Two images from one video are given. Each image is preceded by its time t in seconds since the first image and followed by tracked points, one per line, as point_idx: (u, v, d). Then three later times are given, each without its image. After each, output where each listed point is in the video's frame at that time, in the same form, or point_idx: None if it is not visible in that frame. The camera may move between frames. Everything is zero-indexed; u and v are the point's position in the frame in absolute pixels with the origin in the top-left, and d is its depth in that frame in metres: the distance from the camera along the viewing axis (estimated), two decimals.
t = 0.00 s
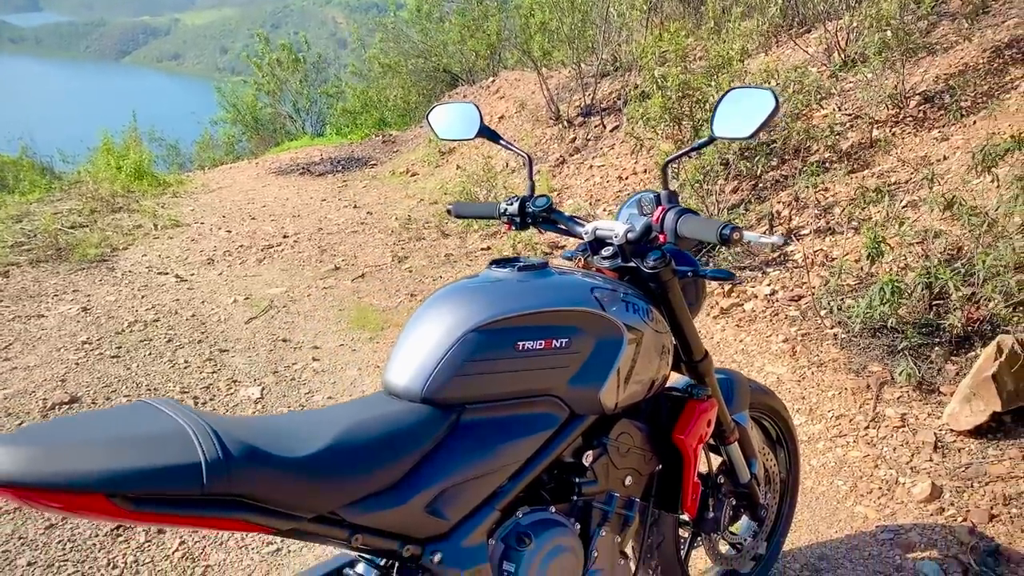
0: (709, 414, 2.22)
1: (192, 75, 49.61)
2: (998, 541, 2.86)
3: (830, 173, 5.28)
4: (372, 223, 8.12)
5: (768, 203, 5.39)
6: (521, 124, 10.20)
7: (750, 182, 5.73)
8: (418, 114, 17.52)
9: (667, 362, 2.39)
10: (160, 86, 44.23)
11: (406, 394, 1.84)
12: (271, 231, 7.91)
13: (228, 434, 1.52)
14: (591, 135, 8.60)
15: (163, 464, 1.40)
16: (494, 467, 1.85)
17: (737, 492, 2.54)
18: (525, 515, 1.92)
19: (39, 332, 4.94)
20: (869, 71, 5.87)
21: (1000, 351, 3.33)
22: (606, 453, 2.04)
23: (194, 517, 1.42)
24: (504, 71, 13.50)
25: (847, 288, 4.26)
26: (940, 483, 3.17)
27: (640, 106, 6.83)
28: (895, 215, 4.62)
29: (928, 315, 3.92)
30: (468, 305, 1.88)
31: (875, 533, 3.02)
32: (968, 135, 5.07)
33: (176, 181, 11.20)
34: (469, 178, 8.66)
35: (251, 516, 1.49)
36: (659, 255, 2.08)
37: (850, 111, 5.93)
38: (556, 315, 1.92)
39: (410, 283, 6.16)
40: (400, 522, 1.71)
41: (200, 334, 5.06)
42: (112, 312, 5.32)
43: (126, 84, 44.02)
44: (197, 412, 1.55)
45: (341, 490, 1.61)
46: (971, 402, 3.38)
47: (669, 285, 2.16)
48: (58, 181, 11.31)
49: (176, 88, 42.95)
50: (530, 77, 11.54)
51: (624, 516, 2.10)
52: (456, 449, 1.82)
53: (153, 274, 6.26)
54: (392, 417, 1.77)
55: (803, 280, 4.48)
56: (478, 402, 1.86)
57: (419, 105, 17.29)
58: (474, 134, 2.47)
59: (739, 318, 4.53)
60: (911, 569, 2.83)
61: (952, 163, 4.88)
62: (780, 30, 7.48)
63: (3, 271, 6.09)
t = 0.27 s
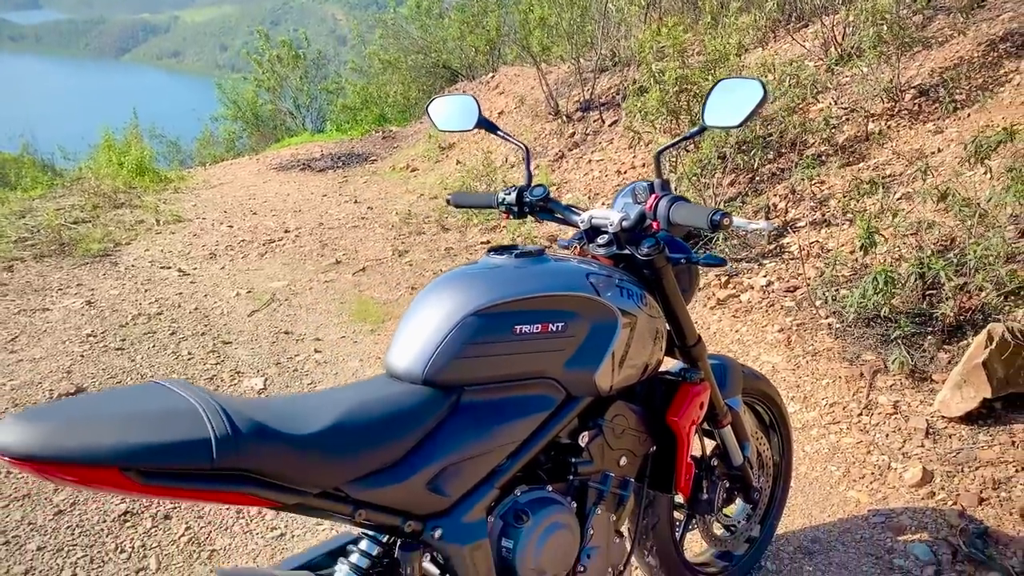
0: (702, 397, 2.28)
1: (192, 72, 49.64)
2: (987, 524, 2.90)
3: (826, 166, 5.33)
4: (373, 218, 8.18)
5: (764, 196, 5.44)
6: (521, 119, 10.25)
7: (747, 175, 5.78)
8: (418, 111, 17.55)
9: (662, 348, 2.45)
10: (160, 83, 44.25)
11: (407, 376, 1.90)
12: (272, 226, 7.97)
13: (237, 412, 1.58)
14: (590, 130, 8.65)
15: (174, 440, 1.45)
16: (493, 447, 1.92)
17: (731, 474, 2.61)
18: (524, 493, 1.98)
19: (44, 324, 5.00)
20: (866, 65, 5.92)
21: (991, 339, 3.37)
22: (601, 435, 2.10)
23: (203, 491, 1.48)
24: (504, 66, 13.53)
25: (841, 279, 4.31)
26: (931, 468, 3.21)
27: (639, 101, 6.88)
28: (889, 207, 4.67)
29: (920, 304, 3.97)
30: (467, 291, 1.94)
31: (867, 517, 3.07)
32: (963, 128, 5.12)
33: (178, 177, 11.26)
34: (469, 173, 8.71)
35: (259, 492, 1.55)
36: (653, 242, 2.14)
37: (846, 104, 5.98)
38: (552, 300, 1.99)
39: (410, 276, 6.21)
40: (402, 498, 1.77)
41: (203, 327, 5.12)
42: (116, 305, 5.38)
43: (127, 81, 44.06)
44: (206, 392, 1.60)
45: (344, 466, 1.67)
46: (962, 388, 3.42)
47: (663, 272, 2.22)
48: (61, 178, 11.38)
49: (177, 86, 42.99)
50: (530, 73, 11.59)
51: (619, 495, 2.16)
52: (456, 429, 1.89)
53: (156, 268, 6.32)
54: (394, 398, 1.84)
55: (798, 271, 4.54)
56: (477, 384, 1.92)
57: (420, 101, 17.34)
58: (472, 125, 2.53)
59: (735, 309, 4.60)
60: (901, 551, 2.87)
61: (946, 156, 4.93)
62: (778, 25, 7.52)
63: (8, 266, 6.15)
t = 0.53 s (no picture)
0: (696, 379, 2.34)
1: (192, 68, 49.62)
2: (978, 505, 2.94)
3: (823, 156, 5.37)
4: (374, 211, 8.22)
5: (762, 186, 5.48)
6: (520, 113, 10.28)
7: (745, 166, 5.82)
8: (418, 105, 17.57)
9: (657, 332, 2.50)
10: (160, 79, 44.25)
11: (408, 359, 1.95)
12: (273, 219, 8.01)
13: (243, 391, 1.63)
14: (589, 123, 8.69)
15: (183, 418, 1.50)
16: (492, 427, 1.97)
17: (725, 457, 2.66)
18: (522, 473, 2.04)
19: (49, 317, 5.05)
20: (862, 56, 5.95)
21: (983, 325, 3.41)
22: (598, 416, 2.15)
23: (211, 467, 1.53)
24: (503, 60, 13.55)
25: (837, 268, 4.36)
26: (924, 452, 3.25)
27: (637, 93, 6.91)
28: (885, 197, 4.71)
29: (915, 292, 4.01)
30: (465, 276, 1.99)
31: (861, 500, 3.11)
32: (958, 118, 5.15)
33: (178, 172, 11.30)
34: (469, 166, 8.75)
35: (265, 468, 1.60)
36: (649, 228, 2.19)
37: (843, 95, 6.01)
38: (550, 284, 2.03)
39: (410, 269, 6.26)
40: (404, 477, 1.82)
41: (206, 319, 5.17)
42: (119, 298, 5.43)
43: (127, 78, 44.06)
44: (212, 372, 1.65)
45: (348, 445, 1.72)
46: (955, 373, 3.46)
47: (658, 257, 2.27)
48: (62, 174, 11.42)
49: (177, 82, 43.00)
50: (529, 67, 11.61)
51: (615, 475, 2.22)
52: (456, 410, 1.94)
53: (158, 262, 6.36)
54: (395, 380, 1.89)
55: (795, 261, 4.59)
56: (477, 366, 1.97)
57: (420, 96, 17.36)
58: (471, 115, 2.57)
59: (732, 298, 4.65)
60: (894, 533, 2.92)
61: (942, 146, 4.96)
62: (775, 17, 7.55)
63: (12, 260, 6.20)
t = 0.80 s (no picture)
0: (695, 367, 2.37)
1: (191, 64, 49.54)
2: (973, 491, 2.97)
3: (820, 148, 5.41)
4: (374, 205, 8.25)
5: (760, 178, 5.52)
6: (519, 106, 10.30)
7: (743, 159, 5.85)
8: (417, 100, 17.58)
9: (656, 322, 2.54)
10: (159, 74, 44.20)
11: (412, 348, 1.99)
12: (274, 214, 8.04)
13: (251, 379, 1.66)
14: (588, 116, 8.71)
15: (193, 405, 1.54)
16: (494, 415, 2.01)
17: (724, 444, 2.70)
18: (524, 460, 2.08)
19: (52, 312, 5.09)
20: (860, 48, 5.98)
21: (979, 314, 3.42)
22: (598, 403, 2.19)
23: (220, 453, 1.57)
24: (502, 53, 13.56)
25: (834, 258, 4.39)
26: (920, 439, 3.29)
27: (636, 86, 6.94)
28: (882, 188, 4.75)
29: (912, 282, 4.04)
30: (467, 266, 2.02)
31: (858, 487, 3.15)
32: (955, 110, 5.18)
33: (179, 167, 11.32)
34: (469, 160, 8.78)
35: (273, 454, 1.64)
36: (647, 219, 2.22)
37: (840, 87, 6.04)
38: (550, 274, 2.07)
39: (411, 262, 6.30)
40: (408, 463, 1.86)
41: (209, 312, 5.21)
42: (122, 292, 5.47)
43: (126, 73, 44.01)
44: (221, 361, 1.69)
45: (353, 432, 1.76)
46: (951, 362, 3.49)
47: (656, 248, 2.31)
48: (62, 169, 11.44)
49: (175, 77, 42.96)
50: (528, 60, 11.63)
51: (615, 462, 2.26)
52: (459, 397, 1.98)
53: (160, 256, 6.40)
54: (399, 368, 1.92)
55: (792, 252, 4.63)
56: (479, 355, 2.01)
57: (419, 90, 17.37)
58: (471, 108, 2.61)
59: (731, 289, 4.69)
60: (890, 519, 2.96)
61: (938, 138, 4.99)
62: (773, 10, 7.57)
63: (15, 255, 6.24)
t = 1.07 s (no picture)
0: (695, 356, 2.39)
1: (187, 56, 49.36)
2: (970, 478, 3.00)
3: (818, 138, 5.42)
4: (372, 198, 8.25)
5: (758, 169, 5.53)
6: (517, 98, 10.30)
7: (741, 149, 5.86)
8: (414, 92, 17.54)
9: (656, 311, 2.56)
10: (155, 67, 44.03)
11: (414, 337, 2.01)
12: (272, 206, 8.04)
13: (257, 367, 1.68)
14: (586, 108, 8.71)
15: (200, 393, 1.55)
16: (497, 402, 2.03)
17: (723, 432, 2.73)
18: (526, 447, 2.10)
19: (53, 305, 5.10)
20: (857, 39, 5.98)
21: (977, 303, 3.46)
22: (599, 391, 2.22)
23: (228, 441, 1.59)
24: (499, 45, 13.53)
25: (832, 248, 4.41)
26: (918, 427, 3.31)
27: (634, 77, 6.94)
28: (880, 178, 4.76)
29: (909, 271, 4.06)
30: (469, 255, 2.04)
31: (857, 474, 3.17)
32: (953, 100, 5.19)
33: (176, 160, 11.31)
34: (468, 152, 8.78)
35: (279, 442, 1.66)
36: (647, 208, 2.24)
37: (838, 77, 6.04)
38: (552, 263, 2.09)
39: (410, 254, 6.31)
40: (412, 450, 1.88)
41: (209, 305, 5.23)
42: (122, 285, 5.47)
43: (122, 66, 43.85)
44: (227, 350, 1.70)
45: (358, 419, 1.78)
46: (948, 350, 3.51)
47: (656, 237, 2.33)
48: (60, 163, 11.42)
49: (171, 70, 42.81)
50: (525, 52, 11.61)
51: (617, 449, 2.28)
52: (462, 386, 1.99)
53: (160, 249, 6.40)
54: (402, 357, 1.94)
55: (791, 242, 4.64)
56: (481, 343, 2.03)
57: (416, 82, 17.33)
58: (472, 99, 2.62)
59: (729, 280, 4.71)
60: (888, 505, 2.98)
61: (936, 128, 5.01)
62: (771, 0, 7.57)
63: (14, 248, 6.24)
